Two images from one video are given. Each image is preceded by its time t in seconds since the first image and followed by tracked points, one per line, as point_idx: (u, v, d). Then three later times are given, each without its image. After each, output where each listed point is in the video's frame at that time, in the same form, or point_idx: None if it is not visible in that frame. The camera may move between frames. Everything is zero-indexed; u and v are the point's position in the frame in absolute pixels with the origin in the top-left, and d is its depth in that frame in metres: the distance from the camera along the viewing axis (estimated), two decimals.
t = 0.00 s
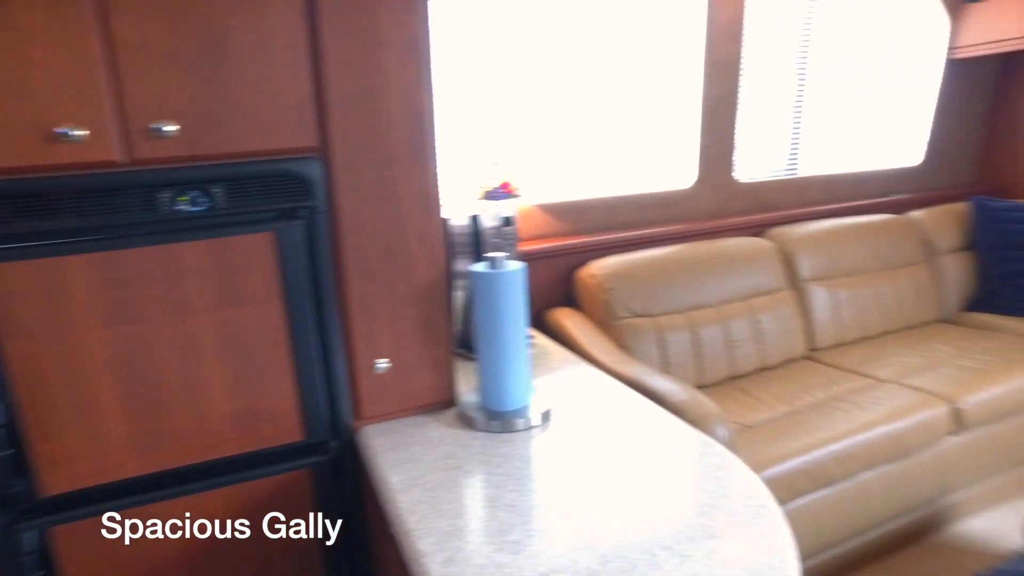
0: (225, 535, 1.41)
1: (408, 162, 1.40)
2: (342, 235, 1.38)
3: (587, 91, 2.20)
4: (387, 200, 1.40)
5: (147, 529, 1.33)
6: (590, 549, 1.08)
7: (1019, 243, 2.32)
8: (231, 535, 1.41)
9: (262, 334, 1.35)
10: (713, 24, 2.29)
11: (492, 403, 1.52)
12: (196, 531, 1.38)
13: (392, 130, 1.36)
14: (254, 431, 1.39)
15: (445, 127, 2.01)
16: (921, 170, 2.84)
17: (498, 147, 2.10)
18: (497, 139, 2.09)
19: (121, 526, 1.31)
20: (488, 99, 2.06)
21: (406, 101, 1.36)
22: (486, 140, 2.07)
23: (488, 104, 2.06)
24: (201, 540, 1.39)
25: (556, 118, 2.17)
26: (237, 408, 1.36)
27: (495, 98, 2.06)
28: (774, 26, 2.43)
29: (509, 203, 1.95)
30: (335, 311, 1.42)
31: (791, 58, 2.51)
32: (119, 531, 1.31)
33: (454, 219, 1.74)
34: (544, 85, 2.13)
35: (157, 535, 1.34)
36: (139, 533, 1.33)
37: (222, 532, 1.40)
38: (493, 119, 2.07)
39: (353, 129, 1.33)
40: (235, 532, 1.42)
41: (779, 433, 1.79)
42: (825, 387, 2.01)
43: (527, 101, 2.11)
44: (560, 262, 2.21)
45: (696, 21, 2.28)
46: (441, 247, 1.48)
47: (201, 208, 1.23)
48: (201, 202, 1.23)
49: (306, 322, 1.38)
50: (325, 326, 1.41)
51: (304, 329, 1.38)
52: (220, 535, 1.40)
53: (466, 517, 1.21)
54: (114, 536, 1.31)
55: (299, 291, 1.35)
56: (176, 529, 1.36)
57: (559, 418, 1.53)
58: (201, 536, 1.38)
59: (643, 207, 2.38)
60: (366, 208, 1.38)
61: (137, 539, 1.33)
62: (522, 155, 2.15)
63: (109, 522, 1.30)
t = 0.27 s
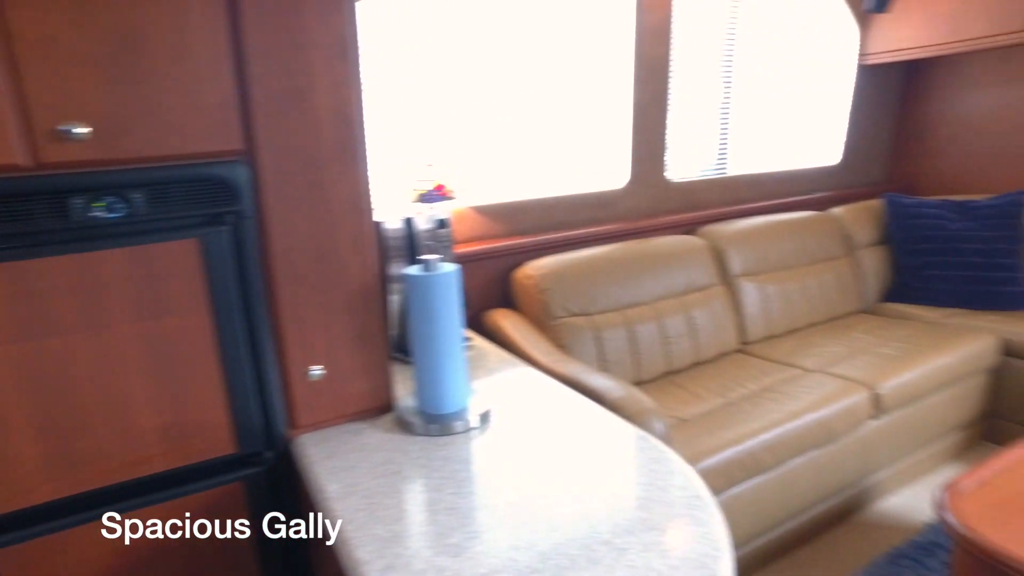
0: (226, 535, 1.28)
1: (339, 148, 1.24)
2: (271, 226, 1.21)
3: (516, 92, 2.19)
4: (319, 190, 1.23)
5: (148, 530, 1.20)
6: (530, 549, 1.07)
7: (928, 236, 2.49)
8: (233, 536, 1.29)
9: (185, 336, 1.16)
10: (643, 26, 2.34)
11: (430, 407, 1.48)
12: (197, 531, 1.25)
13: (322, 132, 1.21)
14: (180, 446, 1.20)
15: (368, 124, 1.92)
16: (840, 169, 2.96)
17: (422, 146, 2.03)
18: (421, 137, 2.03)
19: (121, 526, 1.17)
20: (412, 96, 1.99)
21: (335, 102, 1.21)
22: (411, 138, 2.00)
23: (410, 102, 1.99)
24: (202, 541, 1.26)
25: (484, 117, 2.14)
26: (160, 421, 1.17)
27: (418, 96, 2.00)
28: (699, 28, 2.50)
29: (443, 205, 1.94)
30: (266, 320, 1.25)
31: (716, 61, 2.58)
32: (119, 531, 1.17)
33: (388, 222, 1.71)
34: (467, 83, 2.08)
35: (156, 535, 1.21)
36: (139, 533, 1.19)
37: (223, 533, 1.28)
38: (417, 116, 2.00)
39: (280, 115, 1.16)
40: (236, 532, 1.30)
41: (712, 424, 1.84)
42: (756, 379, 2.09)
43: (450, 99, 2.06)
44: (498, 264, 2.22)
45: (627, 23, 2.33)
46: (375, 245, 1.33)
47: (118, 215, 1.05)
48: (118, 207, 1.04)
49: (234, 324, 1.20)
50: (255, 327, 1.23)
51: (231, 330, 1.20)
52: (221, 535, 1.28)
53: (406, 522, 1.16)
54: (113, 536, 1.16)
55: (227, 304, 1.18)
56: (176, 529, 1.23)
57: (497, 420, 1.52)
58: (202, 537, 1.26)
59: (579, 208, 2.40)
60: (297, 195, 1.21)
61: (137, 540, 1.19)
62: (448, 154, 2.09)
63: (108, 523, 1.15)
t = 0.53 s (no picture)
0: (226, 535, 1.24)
1: (271, 151, 1.16)
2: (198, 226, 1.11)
3: (454, 92, 2.19)
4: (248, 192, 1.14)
5: (149, 529, 1.14)
6: (469, 550, 1.00)
7: (853, 230, 2.60)
8: (233, 535, 1.24)
9: (104, 343, 1.04)
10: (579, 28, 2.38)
11: (369, 411, 1.40)
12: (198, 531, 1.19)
13: (250, 135, 1.12)
14: (110, 459, 1.08)
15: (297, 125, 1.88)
16: (770, 168, 3.07)
17: (356, 146, 1.99)
18: (356, 138, 1.99)
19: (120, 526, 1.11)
20: (347, 95, 1.94)
21: (264, 104, 1.12)
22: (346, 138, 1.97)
23: (345, 102, 1.94)
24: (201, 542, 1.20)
25: (421, 117, 2.12)
26: (85, 435, 1.05)
27: (353, 95, 1.96)
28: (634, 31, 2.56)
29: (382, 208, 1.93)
30: (198, 329, 1.15)
31: (651, 65, 2.64)
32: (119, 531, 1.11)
33: (324, 226, 1.68)
34: (403, 83, 2.06)
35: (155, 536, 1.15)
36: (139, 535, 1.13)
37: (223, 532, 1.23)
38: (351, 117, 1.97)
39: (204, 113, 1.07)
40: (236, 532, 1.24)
41: (652, 419, 1.88)
42: (695, 373, 2.14)
43: (386, 98, 2.03)
44: (439, 266, 2.22)
45: (563, 25, 2.37)
46: (310, 250, 1.24)
47: (29, 221, 0.92)
48: (29, 212, 0.92)
49: (164, 330, 1.09)
50: (184, 332, 1.12)
51: (159, 333, 1.08)
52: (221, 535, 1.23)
53: (349, 530, 1.06)
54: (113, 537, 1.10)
55: (157, 313, 1.07)
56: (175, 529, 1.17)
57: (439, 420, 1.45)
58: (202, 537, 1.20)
59: (520, 208, 2.42)
60: (225, 190, 1.12)
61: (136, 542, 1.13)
62: (384, 156, 2.07)
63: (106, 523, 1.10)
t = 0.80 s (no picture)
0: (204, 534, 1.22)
1: (197, 150, 1.07)
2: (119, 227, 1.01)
3: (391, 95, 2.17)
4: (172, 195, 1.06)
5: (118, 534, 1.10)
6: (410, 556, 0.96)
7: (784, 229, 2.70)
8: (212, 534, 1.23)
9: (12, 358, 0.95)
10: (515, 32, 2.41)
11: (307, 418, 1.32)
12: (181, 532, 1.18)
13: (174, 138, 1.04)
14: (27, 485, 1.01)
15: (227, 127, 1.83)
16: (704, 169, 3.17)
17: (289, 149, 1.95)
18: (290, 141, 1.95)
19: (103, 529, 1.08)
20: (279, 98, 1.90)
21: (189, 105, 1.04)
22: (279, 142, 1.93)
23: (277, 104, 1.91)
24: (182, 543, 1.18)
25: (357, 121, 2.10)
26: None
27: (286, 98, 1.92)
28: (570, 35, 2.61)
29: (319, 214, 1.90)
30: (124, 343, 1.06)
31: (587, 70, 2.69)
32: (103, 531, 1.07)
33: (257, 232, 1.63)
34: (338, 85, 2.03)
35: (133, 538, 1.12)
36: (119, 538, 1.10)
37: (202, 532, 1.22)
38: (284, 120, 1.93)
39: (123, 106, 0.98)
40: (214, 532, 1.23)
41: (593, 418, 1.91)
42: (635, 371, 2.18)
43: (320, 101, 2.00)
44: (378, 271, 2.20)
45: (499, 28, 2.39)
46: (242, 255, 1.16)
47: None
48: None
49: (83, 337, 1.00)
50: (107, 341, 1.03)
51: (78, 338, 0.99)
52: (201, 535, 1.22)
53: (288, 542, 1.00)
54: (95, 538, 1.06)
55: (76, 329, 0.99)
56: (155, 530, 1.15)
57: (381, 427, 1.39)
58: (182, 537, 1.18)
59: (459, 212, 2.43)
60: (147, 190, 1.03)
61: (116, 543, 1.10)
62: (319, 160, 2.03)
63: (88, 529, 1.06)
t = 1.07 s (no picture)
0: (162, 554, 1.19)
1: (141, 156, 1.03)
2: (56, 236, 0.97)
3: (343, 97, 2.15)
4: (114, 202, 1.02)
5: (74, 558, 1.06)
6: (367, 564, 0.94)
7: (736, 228, 2.76)
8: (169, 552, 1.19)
9: None
10: (468, 34, 2.42)
11: (261, 427, 1.27)
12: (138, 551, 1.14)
13: (114, 140, 1.00)
14: None
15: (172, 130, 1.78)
16: (658, 171, 3.22)
17: (236, 152, 1.91)
18: (239, 144, 1.91)
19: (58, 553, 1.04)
20: (226, 100, 1.86)
21: (130, 106, 1.00)
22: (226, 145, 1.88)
23: (225, 107, 1.86)
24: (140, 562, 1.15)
25: (309, 124, 2.07)
26: None
27: (234, 100, 1.88)
28: (523, 38, 2.62)
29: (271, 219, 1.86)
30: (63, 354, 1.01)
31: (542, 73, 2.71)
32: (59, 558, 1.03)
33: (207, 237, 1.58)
34: (287, 88, 2.00)
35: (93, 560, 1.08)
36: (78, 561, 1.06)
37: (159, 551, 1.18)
38: (232, 122, 1.88)
39: (59, 110, 0.94)
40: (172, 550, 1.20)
41: (552, 419, 1.92)
42: (593, 372, 2.20)
43: (270, 104, 1.96)
44: (333, 276, 2.18)
45: (452, 31, 2.39)
46: (190, 262, 1.12)
47: None
48: None
49: (17, 348, 0.94)
50: (45, 352, 0.98)
51: (12, 346, 0.94)
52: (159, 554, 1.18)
53: (243, 554, 0.97)
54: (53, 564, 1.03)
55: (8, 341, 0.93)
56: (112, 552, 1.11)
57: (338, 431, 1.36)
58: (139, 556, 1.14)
59: (414, 215, 2.42)
60: (85, 196, 0.99)
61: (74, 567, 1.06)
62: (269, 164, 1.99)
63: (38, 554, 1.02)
